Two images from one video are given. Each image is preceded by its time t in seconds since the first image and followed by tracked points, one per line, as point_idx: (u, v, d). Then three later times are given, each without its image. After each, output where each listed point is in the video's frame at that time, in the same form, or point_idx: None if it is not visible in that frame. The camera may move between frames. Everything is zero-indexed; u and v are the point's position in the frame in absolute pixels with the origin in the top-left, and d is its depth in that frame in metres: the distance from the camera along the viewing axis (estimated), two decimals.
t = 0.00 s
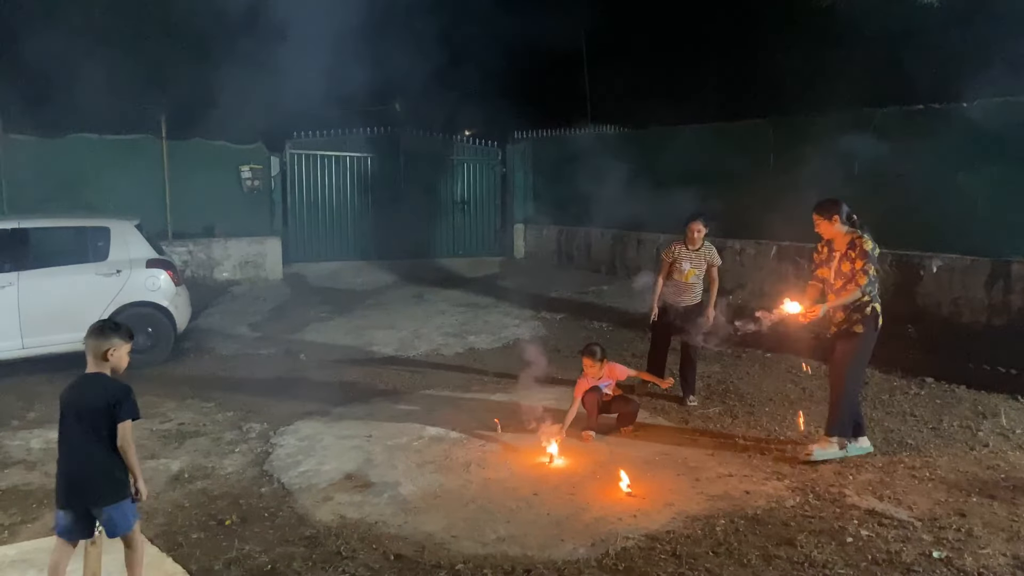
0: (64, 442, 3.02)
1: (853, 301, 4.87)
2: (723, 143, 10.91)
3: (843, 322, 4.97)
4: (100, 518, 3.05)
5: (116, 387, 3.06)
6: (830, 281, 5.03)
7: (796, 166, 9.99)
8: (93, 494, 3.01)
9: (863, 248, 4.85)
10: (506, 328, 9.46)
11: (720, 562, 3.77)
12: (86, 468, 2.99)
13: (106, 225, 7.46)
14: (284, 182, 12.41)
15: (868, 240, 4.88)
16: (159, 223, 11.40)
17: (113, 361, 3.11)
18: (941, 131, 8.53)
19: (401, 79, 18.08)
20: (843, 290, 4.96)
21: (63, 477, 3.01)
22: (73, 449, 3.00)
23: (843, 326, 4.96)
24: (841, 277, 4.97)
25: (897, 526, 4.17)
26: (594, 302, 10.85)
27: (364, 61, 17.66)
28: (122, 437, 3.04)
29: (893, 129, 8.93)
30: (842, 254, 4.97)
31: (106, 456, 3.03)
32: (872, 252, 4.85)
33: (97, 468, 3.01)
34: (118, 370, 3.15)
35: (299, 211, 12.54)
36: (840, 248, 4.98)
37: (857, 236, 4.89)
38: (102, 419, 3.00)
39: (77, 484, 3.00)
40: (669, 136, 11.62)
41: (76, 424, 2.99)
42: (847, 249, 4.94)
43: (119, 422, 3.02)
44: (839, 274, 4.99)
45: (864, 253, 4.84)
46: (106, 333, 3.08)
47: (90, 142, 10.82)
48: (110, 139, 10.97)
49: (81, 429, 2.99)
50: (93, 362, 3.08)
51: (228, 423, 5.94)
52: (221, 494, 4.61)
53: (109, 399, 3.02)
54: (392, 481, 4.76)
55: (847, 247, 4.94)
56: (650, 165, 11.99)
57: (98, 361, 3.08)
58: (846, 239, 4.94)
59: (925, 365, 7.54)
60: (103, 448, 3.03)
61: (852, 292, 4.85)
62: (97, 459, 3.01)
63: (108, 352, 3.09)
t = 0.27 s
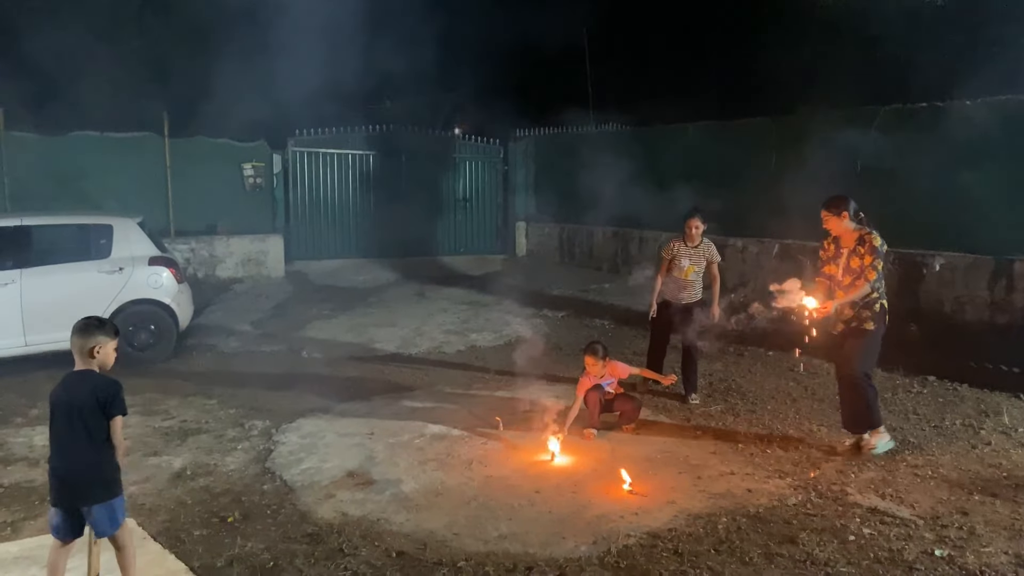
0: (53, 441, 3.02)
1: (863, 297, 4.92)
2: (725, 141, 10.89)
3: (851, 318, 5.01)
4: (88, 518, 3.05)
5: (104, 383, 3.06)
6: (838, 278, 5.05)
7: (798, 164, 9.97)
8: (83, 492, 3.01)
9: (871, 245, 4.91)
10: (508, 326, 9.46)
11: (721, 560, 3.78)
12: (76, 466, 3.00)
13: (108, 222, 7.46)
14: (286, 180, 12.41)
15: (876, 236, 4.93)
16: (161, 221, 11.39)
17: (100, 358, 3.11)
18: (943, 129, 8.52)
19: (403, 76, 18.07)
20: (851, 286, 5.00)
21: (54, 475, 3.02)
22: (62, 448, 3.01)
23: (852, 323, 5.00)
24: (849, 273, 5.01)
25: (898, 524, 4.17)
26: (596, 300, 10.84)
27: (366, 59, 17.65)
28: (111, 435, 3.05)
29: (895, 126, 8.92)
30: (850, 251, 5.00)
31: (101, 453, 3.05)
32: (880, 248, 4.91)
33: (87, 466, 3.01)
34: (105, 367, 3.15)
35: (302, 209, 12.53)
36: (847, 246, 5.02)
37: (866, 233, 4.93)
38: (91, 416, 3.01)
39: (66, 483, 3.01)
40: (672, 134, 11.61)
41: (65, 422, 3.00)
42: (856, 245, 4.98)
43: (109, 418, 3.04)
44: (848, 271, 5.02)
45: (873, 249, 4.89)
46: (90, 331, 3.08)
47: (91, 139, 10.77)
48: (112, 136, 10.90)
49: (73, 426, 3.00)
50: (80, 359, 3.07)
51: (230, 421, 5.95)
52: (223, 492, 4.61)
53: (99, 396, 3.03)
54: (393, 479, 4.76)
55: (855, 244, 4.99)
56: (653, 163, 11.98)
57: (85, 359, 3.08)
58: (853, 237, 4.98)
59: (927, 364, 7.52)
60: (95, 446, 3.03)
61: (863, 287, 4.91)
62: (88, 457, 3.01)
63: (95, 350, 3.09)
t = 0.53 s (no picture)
0: (64, 438, 3.02)
1: (874, 292, 4.88)
2: (727, 139, 10.87)
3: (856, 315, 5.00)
4: (100, 515, 3.06)
5: (117, 380, 3.08)
6: (846, 275, 5.04)
7: (800, 161, 9.96)
8: (96, 490, 3.02)
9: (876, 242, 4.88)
10: (509, 323, 9.46)
11: (723, 558, 3.78)
12: (88, 462, 3.00)
13: (110, 219, 7.46)
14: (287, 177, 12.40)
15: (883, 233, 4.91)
16: (163, 219, 11.39)
17: (111, 356, 3.12)
18: (945, 126, 8.50)
19: (405, 74, 18.05)
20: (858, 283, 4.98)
21: (65, 472, 3.01)
22: (73, 445, 3.01)
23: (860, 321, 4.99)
24: (855, 270, 4.99)
25: (900, 521, 4.17)
26: (598, 298, 10.84)
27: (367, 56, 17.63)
28: (126, 432, 3.08)
29: (898, 124, 8.90)
30: (857, 248, 4.99)
31: (114, 451, 3.06)
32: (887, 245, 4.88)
33: (100, 464, 3.02)
34: (117, 364, 3.16)
35: (303, 206, 12.53)
36: (853, 243, 5.01)
37: (872, 230, 4.91)
38: (106, 414, 3.02)
39: (77, 481, 3.00)
40: (673, 131, 11.60)
41: (78, 419, 3.00)
42: (862, 243, 4.96)
43: (123, 415, 3.07)
44: (856, 267, 5.00)
45: (879, 246, 4.87)
46: (102, 328, 3.08)
47: (94, 137, 10.79)
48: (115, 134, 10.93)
49: (85, 422, 3.00)
50: (92, 356, 3.09)
51: (232, 418, 5.95)
52: (225, 489, 4.62)
53: (112, 393, 3.04)
54: (395, 476, 4.76)
55: (861, 241, 4.97)
56: (654, 161, 11.97)
57: (96, 356, 3.09)
58: (860, 234, 4.97)
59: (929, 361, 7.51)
60: (107, 442, 3.04)
61: (872, 284, 4.88)
62: (101, 455, 3.02)
63: (106, 347, 3.10)
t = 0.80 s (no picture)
0: (69, 437, 3.02)
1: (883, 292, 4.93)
2: (727, 138, 10.86)
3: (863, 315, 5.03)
4: (105, 512, 3.06)
5: (123, 378, 3.07)
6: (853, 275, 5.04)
7: (801, 160, 9.95)
8: (99, 488, 3.02)
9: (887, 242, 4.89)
10: (510, 322, 9.46)
11: (724, 557, 3.78)
12: (94, 460, 3.00)
13: (111, 218, 7.47)
14: (288, 176, 12.39)
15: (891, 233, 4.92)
16: (164, 217, 11.42)
17: (117, 353, 3.13)
18: (946, 125, 8.49)
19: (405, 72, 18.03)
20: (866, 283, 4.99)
21: (71, 469, 3.01)
22: (78, 443, 3.01)
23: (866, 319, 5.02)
24: (863, 270, 4.99)
25: (900, 520, 4.17)
26: (599, 296, 10.83)
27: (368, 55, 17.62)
28: (132, 430, 3.08)
29: (899, 123, 8.89)
30: (865, 248, 4.98)
31: (120, 449, 3.07)
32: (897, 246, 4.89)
33: (105, 463, 3.02)
34: (122, 362, 3.17)
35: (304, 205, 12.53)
36: (861, 242, 5.00)
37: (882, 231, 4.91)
38: (111, 413, 3.02)
39: (81, 479, 3.00)
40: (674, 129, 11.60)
41: (83, 418, 3.00)
42: (871, 243, 4.95)
43: (129, 413, 3.07)
44: (863, 267, 4.99)
45: (889, 247, 4.87)
46: (109, 326, 3.09)
47: (95, 136, 10.83)
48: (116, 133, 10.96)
49: (90, 420, 3.00)
50: (98, 355, 3.09)
51: (233, 416, 5.96)
52: (226, 487, 4.62)
53: (117, 391, 3.04)
54: (395, 474, 4.77)
55: (869, 241, 4.97)
56: (655, 159, 11.97)
57: (102, 354, 3.09)
58: (868, 234, 4.97)
59: (930, 360, 7.51)
60: (112, 440, 3.04)
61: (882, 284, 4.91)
62: (106, 454, 3.02)
63: (112, 345, 3.10)
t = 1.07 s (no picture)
0: (70, 437, 3.02)
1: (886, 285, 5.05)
2: (729, 136, 10.85)
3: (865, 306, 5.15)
4: (108, 511, 3.07)
5: (124, 377, 3.08)
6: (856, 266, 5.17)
7: (802, 158, 9.95)
8: (102, 486, 3.02)
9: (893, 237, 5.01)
10: (510, 320, 9.46)
11: (724, 555, 3.78)
12: (95, 459, 3.01)
13: (111, 216, 7.47)
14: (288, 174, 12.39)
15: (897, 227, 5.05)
16: (165, 216, 11.44)
17: (117, 352, 3.13)
18: (947, 124, 8.48)
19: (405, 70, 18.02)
20: (869, 275, 5.11)
21: (72, 468, 3.01)
22: (80, 442, 3.01)
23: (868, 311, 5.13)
24: (868, 262, 5.11)
25: (901, 519, 4.17)
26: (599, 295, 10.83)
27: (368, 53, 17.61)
28: (134, 428, 3.09)
29: (899, 121, 8.88)
30: (869, 240, 5.11)
31: (122, 447, 3.07)
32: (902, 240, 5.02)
33: (107, 461, 3.02)
34: (122, 360, 3.17)
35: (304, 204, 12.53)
36: (866, 234, 5.13)
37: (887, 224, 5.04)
38: (113, 411, 3.03)
39: (83, 478, 3.00)
40: (675, 128, 11.60)
41: (84, 416, 3.00)
42: (876, 236, 5.08)
43: (131, 411, 3.08)
44: (866, 258, 5.12)
45: (895, 241, 4.99)
46: (108, 325, 3.09)
47: (96, 134, 10.84)
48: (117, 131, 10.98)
49: (90, 419, 3.01)
50: (98, 353, 3.09)
51: (234, 414, 5.97)
52: (227, 485, 4.63)
53: (119, 389, 3.05)
54: (396, 472, 4.77)
55: (874, 234, 5.10)
56: (656, 158, 11.97)
57: (102, 353, 3.10)
58: (874, 227, 5.10)
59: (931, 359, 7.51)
60: (114, 438, 3.05)
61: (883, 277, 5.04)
62: (108, 452, 3.02)
63: (113, 344, 3.11)
